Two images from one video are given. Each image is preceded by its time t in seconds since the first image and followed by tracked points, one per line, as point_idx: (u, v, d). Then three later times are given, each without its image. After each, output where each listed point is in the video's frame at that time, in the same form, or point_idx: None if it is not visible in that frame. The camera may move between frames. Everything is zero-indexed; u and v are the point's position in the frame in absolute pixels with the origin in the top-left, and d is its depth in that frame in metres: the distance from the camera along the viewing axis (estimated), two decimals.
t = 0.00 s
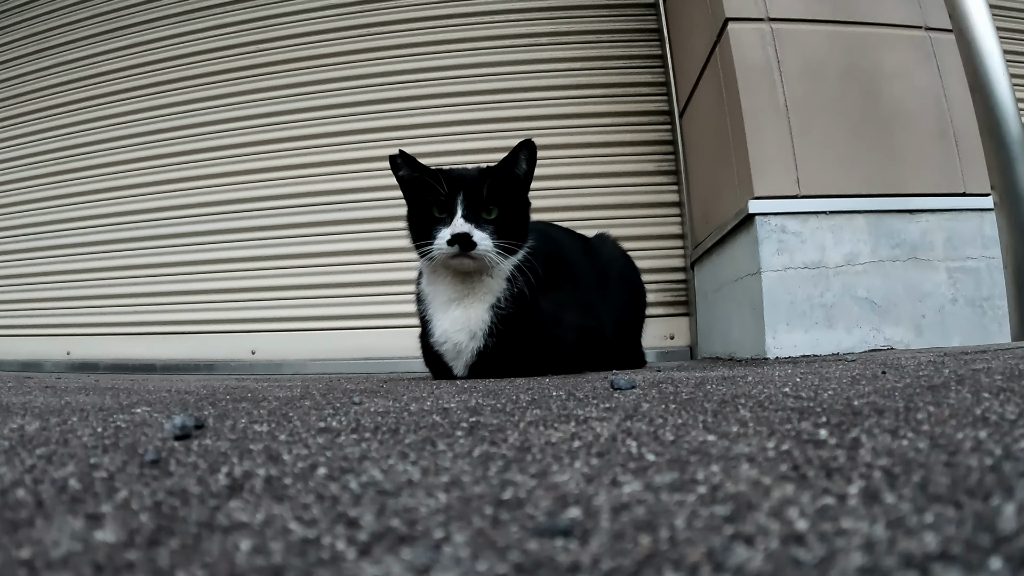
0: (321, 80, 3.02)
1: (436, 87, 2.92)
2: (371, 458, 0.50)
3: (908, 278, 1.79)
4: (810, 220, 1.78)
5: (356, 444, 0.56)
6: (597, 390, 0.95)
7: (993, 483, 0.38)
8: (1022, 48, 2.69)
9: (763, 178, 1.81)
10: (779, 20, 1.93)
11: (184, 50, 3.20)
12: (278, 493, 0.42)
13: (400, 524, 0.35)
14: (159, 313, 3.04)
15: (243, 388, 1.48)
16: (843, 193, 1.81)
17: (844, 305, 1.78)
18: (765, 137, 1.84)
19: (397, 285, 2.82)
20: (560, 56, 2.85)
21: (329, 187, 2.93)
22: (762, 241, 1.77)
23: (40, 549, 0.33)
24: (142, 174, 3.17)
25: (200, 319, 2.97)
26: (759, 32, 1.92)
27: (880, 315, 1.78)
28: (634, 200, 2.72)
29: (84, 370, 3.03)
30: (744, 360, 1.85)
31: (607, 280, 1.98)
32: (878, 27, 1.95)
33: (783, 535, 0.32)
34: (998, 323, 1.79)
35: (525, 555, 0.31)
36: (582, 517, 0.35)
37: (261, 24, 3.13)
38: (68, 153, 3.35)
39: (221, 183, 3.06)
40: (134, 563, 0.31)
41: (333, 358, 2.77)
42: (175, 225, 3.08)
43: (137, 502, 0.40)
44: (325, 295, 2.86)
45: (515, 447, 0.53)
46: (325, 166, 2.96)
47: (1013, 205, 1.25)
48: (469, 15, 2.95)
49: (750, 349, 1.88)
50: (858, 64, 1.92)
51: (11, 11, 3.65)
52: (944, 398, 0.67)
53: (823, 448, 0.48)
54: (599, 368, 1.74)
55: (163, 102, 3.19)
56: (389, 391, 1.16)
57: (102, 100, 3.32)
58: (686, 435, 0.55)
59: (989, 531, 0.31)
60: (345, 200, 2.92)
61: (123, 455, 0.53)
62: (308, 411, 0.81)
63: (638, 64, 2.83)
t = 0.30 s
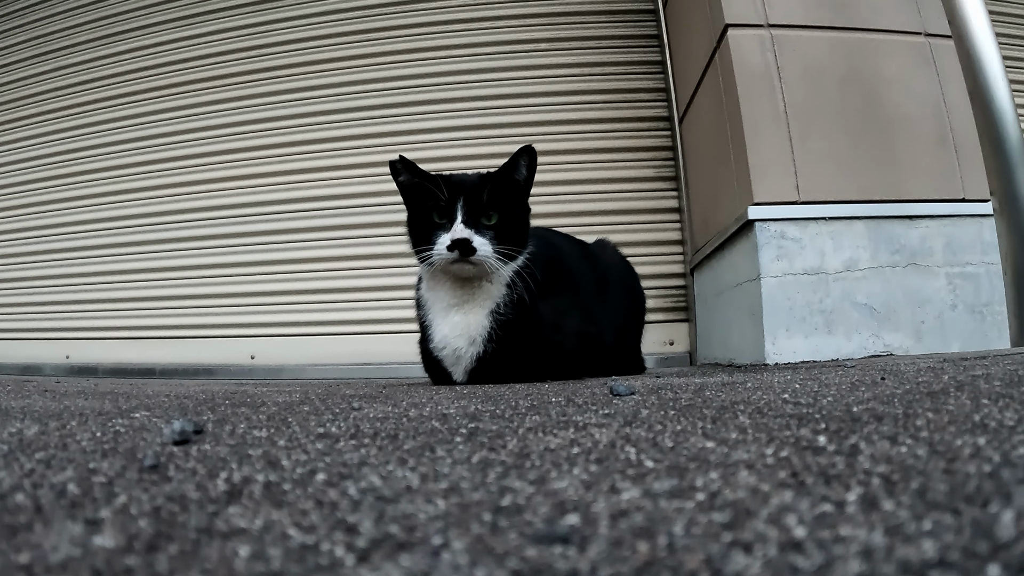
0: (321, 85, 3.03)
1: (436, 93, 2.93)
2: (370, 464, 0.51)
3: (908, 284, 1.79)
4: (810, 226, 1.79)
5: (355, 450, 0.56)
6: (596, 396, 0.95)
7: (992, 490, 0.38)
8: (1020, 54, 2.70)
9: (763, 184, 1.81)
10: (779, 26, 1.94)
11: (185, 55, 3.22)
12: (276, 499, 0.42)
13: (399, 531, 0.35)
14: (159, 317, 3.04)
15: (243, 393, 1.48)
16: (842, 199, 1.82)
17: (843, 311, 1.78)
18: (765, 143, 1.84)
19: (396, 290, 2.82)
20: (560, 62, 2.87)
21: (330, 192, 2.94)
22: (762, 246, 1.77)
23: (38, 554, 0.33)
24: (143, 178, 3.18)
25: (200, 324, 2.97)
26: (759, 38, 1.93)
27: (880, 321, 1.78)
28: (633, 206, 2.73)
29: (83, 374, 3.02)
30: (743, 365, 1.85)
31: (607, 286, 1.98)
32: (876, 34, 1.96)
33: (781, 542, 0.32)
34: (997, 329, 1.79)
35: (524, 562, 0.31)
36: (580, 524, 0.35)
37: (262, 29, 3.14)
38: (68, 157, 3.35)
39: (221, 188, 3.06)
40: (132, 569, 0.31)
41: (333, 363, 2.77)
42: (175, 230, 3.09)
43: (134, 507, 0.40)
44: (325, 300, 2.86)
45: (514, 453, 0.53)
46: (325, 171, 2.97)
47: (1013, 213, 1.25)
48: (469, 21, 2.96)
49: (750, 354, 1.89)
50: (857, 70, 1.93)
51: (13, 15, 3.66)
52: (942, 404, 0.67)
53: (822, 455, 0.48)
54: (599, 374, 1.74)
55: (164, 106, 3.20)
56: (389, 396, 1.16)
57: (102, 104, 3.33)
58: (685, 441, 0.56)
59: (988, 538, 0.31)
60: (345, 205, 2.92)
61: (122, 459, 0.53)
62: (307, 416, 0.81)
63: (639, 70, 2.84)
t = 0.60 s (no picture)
0: (322, 92, 3.05)
1: (437, 101, 2.95)
2: (369, 473, 0.51)
3: (907, 292, 1.79)
4: (809, 234, 1.79)
5: (354, 458, 0.56)
6: (595, 405, 0.95)
7: (990, 500, 0.38)
8: (1019, 63, 2.72)
9: (762, 192, 1.82)
10: (779, 35, 1.95)
11: (187, 61, 3.23)
12: (275, 507, 0.42)
13: (398, 540, 0.35)
14: (158, 323, 3.04)
15: (241, 400, 1.48)
16: (842, 208, 1.82)
17: (843, 320, 1.78)
18: (764, 152, 1.85)
19: (396, 298, 2.83)
20: (561, 70, 2.88)
21: (330, 199, 2.95)
22: (762, 255, 1.77)
23: (37, 561, 0.33)
24: (143, 184, 3.19)
25: (199, 330, 2.97)
26: (759, 47, 1.94)
27: (880, 330, 1.78)
28: (633, 214, 2.73)
29: (82, 380, 3.02)
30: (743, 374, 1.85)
31: (606, 294, 1.98)
32: (874, 43, 1.98)
33: (779, 553, 0.32)
34: (997, 337, 1.79)
35: (522, 571, 0.31)
36: (579, 534, 0.36)
37: (263, 36, 3.16)
38: (68, 163, 3.37)
39: (222, 194, 3.07)
40: None
41: (332, 371, 2.76)
42: (175, 236, 3.09)
43: (134, 515, 0.40)
44: (325, 307, 2.86)
45: (513, 462, 0.53)
46: (326, 178, 2.98)
47: (1013, 220, 1.26)
48: (470, 29, 2.98)
49: (750, 363, 1.89)
50: (856, 80, 1.94)
51: (16, 21, 3.68)
52: (941, 413, 0.67)
53: (820, 465, 0.48)
54: (598, 382, 1.74)
55: (165, 112, 3.21)
56: (388, 404, 1.16)
57: (104, 110, 3.34)
58: (684, 451, 0.56)
59: (985, 548, 0.31)
60: (345, 212, 2.93)
61: (121, 466, 0.54)
62: (306, 424, 0.81)
63: (639, 79, 2.85)
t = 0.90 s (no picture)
0: (323, 100, 3.06)
1: (438, 109, 2.96)
2: (368, 482, 0.51)
3: (906, 301, 1.80)
4: (809, 244, 1.80)
5: (353, 467, 0.56)
6: (595, 414, 0.95)
7: (989, 510, 0.38)
8: (1016, 73, 2.73)
9: (762, 202, 1.83)
10: (779, 44, 1.97)
11: (188, 69, 3.25)
12: (274, 515, 0.42)
13: (397, 550, 0.35)
14: (158, 330, 3.04)
15: (240, 407, 1.48)
16: (841, 217, 1.83)
17: (842, 329, 1.78)
18: (764, 162, 1.86)
19: (396, 306, 2.83)
20: (561, 79, 2.90)
21: (331, 207, 2.95)
22: (761, 264, 1.78)
23: (36, 569, 0.34)
24: (144, 190, 3.19)
25: (199, 337, 2.97)
26: (759, 56, 1.95)
27: (879, 338, 1.78)
28: (633, 223, 2.74)
29: (81, 387, 3.02)
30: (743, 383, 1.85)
31: (606, 303, 1.99)
32: (874, 53, 1.99)
33: (777, 564, 0.32)
34: (997, 346, 1.80)
35: None
36: (577, 544, 0.36)
37: (264, 44, 3.18)
38: (69, 168, 3.37)
39: (222, 201, 3.08)
40: None
41: (332, 378, 2.76)
42: (175, 242, 3.10)
43: (132, 523, 0.40)
44: (325, 315, 2.86)
45: (512, 472, 0.53)
46: (327, 186, 2.99)
47: (1012, 231, 1.26)
48: (470, 38, 3.00)
49: (750, 372, 1.88)
50: (855, 89, 1.95)
51: (17, 28, 3.70)
52: (939, 423, 0.67)
53: (819, 475, 0.48)
54: (598, 391, 1.74)
55: (166, 119, 3.23)
56: (388, 413, 1.16)
57: (104, 116, 3.35)
58: (683, 460, 0.56)
59: (983, 559, 0.31)
60: (345, 219, 2.94)
61: (120, 474, 0.54)
62: (305, 432, 0.81)
63: (639, 88, 2.87)
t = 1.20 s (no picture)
0: (324, 105, 3.08)
1: (438, 115, 2.97)
2: (367, 488, 0.51)
3: (906, 307, 1.80)
4: (809, 250, 1.80)
5: (352, 473, 0.56)
6: (594, 420, 0.95)
7: (987, 516, 0.38)
8: (1015, 79, 2.74)
9: (762, 208, 1.83)
10: (778, 51, 1.97)
11: (189, 73, 3.26)
12: (273, 521, 0.42)
13: (395, 556, 0.35)
14: (157, 334, 3.04)
15: (239, 412, 1.48)
16: (841, 223, 1.83)
17: (842, 335, 1.78)
18: (764, 168, 1.86)
19: (396, 311, 2.83)
20: (561, 85, 2.91)
21: (331, 212, 2.96)
22: (761, 270, 1.78)
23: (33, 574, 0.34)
24: (144, 194, 3.20)
25: (198, 342, 2.97)
26: (758, 63, 1.96)
27: (879, 345, 1.78)
28: (633, 229, 2.74)
29: (80, 391, 3.02)
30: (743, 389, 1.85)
31: (606, 308, 1.99)
32: (873, 59, 1.99)
33: (777, 571, 0.32)
34: (997, 352, 1.80)
35: None
36: (577, 551, 0.36)
37: (266, 49, 3.19)
38: (69, 172, 3.38)
39: (223, 205, 3.09)
40: None
41: (331, 384, 2.76)
42: (175, 246, 3.10)
43: (131, 528, 0.40)
44: (325, 319, 2.86)
45: (511, 478, 0.53)
46: (327, 190, 2.99)
47: (1012, 237, 1.26)
48: (471, 44, 3.01)
49: (749, 377, 1.88)
50: (854, 96, 1.95)
51: (20, 31, 3.71)
52: (939, 429, 0.67)
53: (818, 481, 0.48)
54: (597, 397, 1.74)
55: (167, 123, 3.24)
56: (388, 419, 1.15)
57: (105, 120, 3.36)
58: (682, 467, 0.56)
59: (984, 566, 0.31)
60: (346, 224, 2.94)
61: (119, 478, 0.54)
62: (305, 438, 0.81)
63: (639, 94, 2.88)
